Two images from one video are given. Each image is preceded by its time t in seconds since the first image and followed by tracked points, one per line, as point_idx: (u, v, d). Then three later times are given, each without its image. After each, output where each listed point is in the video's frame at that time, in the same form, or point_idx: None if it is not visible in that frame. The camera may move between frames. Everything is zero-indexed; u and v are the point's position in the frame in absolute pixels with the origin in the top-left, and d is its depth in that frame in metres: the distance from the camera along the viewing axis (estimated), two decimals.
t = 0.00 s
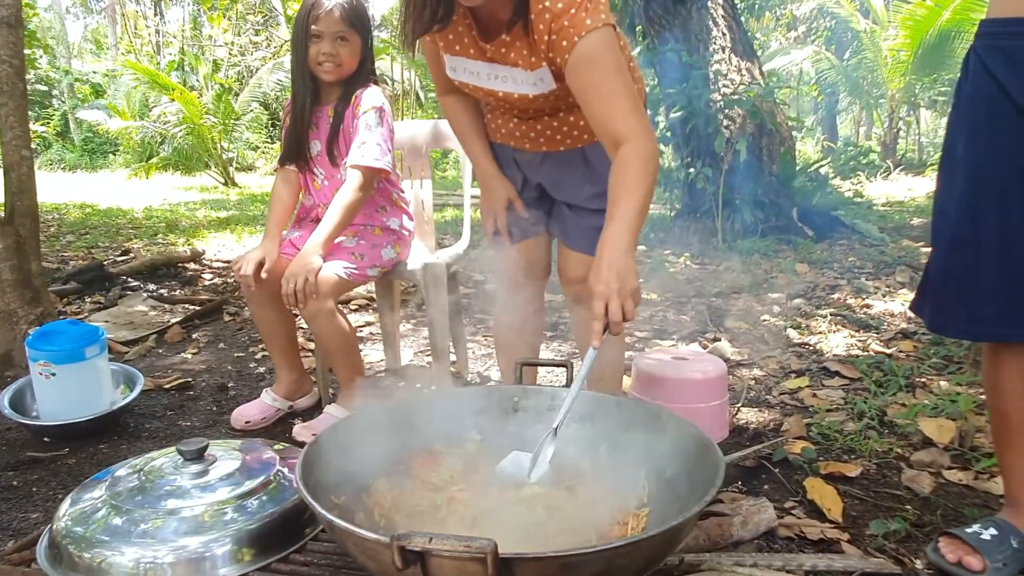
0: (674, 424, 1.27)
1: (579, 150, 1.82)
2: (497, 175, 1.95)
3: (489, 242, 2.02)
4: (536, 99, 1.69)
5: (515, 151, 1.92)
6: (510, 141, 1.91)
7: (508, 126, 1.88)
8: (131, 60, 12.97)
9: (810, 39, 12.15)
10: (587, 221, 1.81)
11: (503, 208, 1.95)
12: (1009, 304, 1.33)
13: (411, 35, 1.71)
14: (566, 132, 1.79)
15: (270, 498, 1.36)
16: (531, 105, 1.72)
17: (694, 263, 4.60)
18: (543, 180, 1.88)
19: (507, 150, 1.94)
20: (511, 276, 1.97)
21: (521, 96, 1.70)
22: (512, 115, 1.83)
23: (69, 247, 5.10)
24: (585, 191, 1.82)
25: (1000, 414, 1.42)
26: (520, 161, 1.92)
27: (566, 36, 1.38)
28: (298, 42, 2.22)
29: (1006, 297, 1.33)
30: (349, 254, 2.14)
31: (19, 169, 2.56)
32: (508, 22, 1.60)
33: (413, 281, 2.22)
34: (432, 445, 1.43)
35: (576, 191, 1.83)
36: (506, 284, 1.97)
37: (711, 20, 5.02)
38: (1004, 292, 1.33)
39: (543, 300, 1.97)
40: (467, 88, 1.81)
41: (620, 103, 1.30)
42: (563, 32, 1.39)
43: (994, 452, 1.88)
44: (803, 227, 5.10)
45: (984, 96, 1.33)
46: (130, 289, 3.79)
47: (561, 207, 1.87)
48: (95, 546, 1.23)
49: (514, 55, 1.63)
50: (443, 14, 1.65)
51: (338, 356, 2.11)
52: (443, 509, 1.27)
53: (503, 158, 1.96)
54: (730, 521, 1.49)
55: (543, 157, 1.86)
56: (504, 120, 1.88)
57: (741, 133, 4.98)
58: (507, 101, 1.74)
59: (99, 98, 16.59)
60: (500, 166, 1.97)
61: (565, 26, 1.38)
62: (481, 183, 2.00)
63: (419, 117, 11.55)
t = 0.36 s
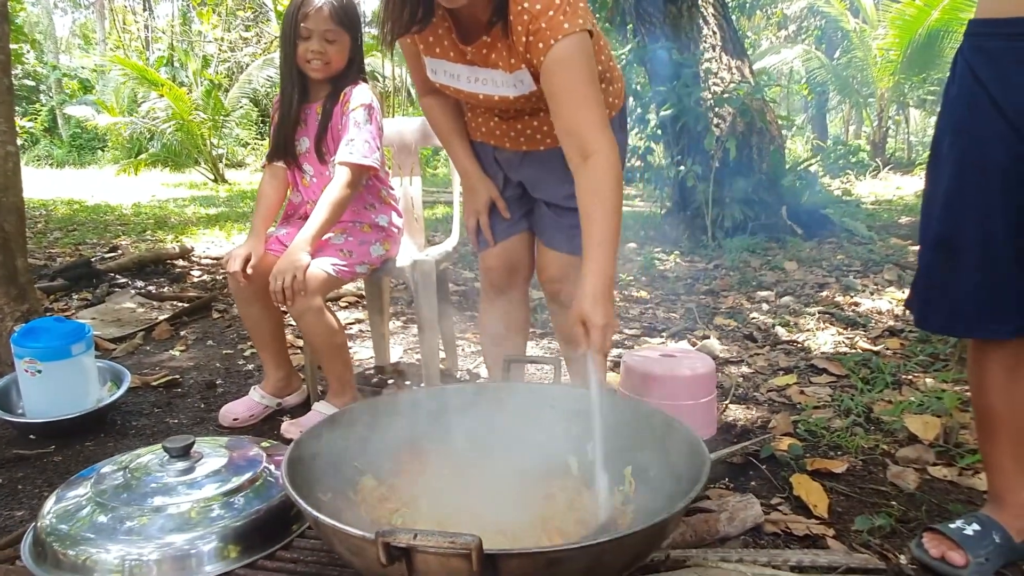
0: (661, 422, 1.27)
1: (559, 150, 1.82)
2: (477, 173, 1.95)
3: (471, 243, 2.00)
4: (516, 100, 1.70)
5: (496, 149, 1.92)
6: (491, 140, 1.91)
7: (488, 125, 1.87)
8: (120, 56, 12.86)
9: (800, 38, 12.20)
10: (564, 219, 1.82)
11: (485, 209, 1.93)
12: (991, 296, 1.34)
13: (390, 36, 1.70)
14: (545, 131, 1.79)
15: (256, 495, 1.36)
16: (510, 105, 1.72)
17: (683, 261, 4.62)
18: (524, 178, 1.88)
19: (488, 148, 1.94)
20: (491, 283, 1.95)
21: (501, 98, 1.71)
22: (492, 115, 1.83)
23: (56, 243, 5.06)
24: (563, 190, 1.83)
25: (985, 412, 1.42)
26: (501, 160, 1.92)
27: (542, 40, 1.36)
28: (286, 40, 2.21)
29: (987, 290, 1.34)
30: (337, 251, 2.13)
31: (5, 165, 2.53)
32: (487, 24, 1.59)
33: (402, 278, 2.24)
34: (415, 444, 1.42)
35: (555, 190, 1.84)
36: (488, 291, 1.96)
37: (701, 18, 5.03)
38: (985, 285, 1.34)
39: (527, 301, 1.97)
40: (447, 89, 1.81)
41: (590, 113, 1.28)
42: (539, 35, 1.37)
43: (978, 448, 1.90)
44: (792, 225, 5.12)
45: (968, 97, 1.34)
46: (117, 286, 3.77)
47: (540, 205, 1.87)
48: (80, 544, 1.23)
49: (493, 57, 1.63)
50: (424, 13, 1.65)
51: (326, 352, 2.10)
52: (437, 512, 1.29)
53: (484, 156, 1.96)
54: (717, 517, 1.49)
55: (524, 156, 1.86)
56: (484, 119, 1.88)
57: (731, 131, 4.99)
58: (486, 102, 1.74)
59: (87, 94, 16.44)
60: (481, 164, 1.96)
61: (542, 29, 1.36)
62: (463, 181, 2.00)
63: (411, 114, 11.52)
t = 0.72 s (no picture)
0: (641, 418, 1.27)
1: (537, 151, 1.83)
2: (456, 172, 1.95)
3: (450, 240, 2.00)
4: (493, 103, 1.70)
5: (474, 149, 1.92)
6: (468, 139, 1.91)
7: (466, 124, 1.88)
8: (105, 49, 12.72)
9: (787, 37, 12.23)
10: (542, 219, 1.82)
11: (463, 208, 1.94)
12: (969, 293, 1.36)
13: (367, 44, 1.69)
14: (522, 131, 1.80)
15: (233, 492, 1.35)
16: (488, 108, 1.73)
17: (669, 259, 4.63)
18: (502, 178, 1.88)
19: (466, 147, 1.95)
20: (471, 281, 1.93)
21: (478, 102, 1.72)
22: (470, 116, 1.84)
23: (38, 239, 5.00)
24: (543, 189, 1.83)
25: (961, 409, 1.43)
26: (479, 159, 1.92)
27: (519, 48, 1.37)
28: (269, 36, 2.20)
29: (965, 287, 1.36)
30: (320, 248, 2.12)
31: None
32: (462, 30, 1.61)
33: (386, 275, 2.24)
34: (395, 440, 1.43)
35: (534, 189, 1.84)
36: (467, 290, 1.95)
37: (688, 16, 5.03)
38: (962, 282, 1.36)
39: (505, 295, 1.96)
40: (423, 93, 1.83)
41: (575, 117, 1.28)
42: (516, 43, 1.38)
43: (956, 447, 1.92)
44: (778, 224, 5.14)
45: (950, 98, 1.34)
46: (100, 282, 3.73)
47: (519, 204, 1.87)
48: (54, 542, 1.22)
49: (468, 63, 1.64)
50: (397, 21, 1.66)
51: (309, 349, 2.09)
52: (412, 507, 1.29)
53: (463, 155, 1.96)
54: (696, 515, 1.50)
55: (502, 156, 1.87)
56: (462, 120, 1.88)
57: (718, 130, 5.02)
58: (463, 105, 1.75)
59: (72, 87, 16.24)
60: (458, 164, 1.97)
61: (518, 37, 1.37)
62: (442, 181, 2.00)
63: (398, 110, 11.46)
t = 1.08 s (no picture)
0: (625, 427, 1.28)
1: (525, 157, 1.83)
2: (444, 179, 1.95)
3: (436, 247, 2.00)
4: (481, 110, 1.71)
5: (461, 154, 1.92)
6: (456, 145, 1.91)
7: (453, 130, 1.88)
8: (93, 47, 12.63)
9: (777, 41, 12.29)
10: (530, 226, 1.82)
11: (450, 215, 1.93)
12: (944, 300, 1.38)
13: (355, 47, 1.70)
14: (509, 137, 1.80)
15: (217, 500, 1.35)
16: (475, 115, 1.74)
17: (658, 262, 4.65)
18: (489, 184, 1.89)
19: (453, 153, 1.95)
20: (457, 287, 1.95)
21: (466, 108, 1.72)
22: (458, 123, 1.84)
23: (25, 239, 4.96)
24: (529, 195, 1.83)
25: (941, 416, 1.45)
26: (466, 166, 1.92)
27: (503, 54, 1.37)
28: (257, 40, 2.20)
29: (940, 294, 1.38)
30: (307, 253, 2.12)
31: None
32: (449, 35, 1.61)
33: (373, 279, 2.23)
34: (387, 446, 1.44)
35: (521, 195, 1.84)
36: (454, 297, 1.96)
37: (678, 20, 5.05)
38: (938, 290, 1.37)
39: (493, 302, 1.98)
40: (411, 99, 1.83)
41: (560, 125, 1.29)
42: (500, 50, 1.38)
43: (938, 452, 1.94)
44: (766, 228, 5.17)
45: (930, 110, 1.35)
46: (86, 284, 3.71)
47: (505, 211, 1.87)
48: (36, 550, 1.22)
49: (456, 68, 1.65)
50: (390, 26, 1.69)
51: (296, 354, 2.09)
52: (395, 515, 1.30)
53: (450, 161, 1.96)
54: (680, 521, 1.51)
55: (489, 162, 1.87)
56: (450, 125, 1.88)
57: (707, 134, 5.05)
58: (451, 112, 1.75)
59: (60, 85, 16.11)
60: (446, 170, 1.97)
61: (503, 43, 1.38)
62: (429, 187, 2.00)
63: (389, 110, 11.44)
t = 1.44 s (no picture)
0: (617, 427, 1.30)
1: (517, 158, 1.85)
2: (437, 181, 1.95)
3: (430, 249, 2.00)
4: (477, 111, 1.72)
5: (454, 157, 1.93)
6: (449, 148, 1.92)
7: (447, 132, 1.88)
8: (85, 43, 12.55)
9: (771, 40, 12.32)
10: (524, 226, 1.84)
11: (443, 217, 1.93)
12: (938, 302, 1.39)
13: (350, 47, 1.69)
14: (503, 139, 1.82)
15: (211, 499, 1.35)
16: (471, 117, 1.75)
17: (651, 261, 4.66)
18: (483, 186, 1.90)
19: (446, 156, 1.95)
20: (451, 288, 1.94)
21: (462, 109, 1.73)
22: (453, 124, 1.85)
23: (15, 236, 4.93)
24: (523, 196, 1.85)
25: (933, 418, 1.46)
26: (459, 168, 1.93)
27: (508, 53, 1.39)
28: (253, 38, 2.19)
29: (932, 295, 1.39)
30: (300, 253, 2.13)
31: None
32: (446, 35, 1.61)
33: (367, 278, 2.23)
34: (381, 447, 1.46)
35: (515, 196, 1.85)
36: (448, 299, 1.96)
37: (672, 20, 5.06)
38: (932, 292, 1.39)
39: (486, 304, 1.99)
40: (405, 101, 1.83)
41: (555, 126, 1.36)
42: (504, 48, 1.40)
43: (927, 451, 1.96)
44: (759, 228, 5.19)
45: (925, 114, 1.36)
46: (78, 281, 3.69)
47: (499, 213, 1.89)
48: (29, 550, 1.22)
49: (453, 67, 1.65)
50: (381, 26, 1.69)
51: (288, 354, 2.09)
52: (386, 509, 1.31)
53: (442, 163, 1.97)
54: (672, 520, 1.52)
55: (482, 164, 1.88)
56: (443, 128, 1.89)
57: (701, 134, 5.07)
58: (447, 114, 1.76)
59: (51, 80, 15.98)
60: (438, 172, 1.97)
61: (506, 43, 1.40)
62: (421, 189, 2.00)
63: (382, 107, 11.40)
